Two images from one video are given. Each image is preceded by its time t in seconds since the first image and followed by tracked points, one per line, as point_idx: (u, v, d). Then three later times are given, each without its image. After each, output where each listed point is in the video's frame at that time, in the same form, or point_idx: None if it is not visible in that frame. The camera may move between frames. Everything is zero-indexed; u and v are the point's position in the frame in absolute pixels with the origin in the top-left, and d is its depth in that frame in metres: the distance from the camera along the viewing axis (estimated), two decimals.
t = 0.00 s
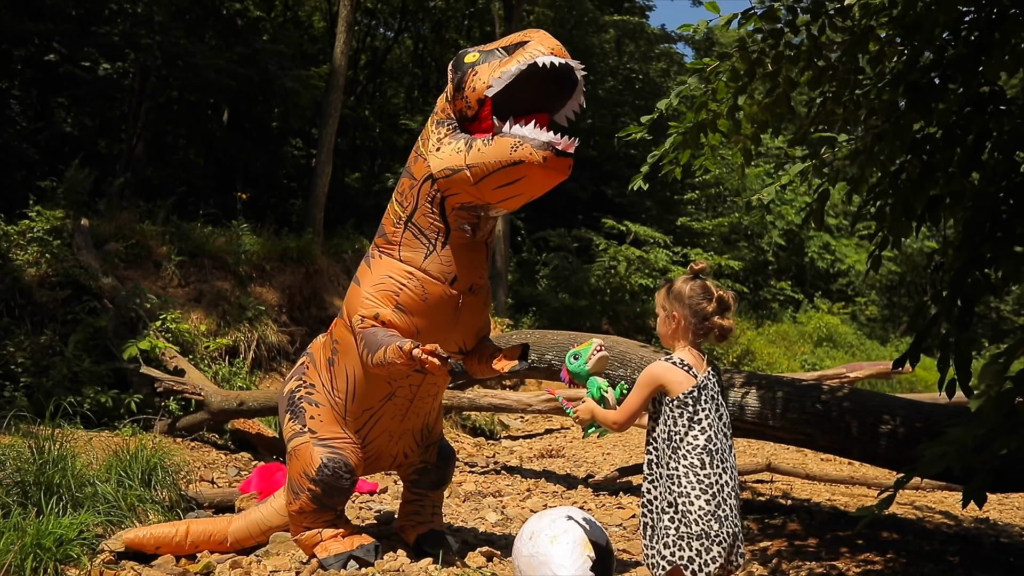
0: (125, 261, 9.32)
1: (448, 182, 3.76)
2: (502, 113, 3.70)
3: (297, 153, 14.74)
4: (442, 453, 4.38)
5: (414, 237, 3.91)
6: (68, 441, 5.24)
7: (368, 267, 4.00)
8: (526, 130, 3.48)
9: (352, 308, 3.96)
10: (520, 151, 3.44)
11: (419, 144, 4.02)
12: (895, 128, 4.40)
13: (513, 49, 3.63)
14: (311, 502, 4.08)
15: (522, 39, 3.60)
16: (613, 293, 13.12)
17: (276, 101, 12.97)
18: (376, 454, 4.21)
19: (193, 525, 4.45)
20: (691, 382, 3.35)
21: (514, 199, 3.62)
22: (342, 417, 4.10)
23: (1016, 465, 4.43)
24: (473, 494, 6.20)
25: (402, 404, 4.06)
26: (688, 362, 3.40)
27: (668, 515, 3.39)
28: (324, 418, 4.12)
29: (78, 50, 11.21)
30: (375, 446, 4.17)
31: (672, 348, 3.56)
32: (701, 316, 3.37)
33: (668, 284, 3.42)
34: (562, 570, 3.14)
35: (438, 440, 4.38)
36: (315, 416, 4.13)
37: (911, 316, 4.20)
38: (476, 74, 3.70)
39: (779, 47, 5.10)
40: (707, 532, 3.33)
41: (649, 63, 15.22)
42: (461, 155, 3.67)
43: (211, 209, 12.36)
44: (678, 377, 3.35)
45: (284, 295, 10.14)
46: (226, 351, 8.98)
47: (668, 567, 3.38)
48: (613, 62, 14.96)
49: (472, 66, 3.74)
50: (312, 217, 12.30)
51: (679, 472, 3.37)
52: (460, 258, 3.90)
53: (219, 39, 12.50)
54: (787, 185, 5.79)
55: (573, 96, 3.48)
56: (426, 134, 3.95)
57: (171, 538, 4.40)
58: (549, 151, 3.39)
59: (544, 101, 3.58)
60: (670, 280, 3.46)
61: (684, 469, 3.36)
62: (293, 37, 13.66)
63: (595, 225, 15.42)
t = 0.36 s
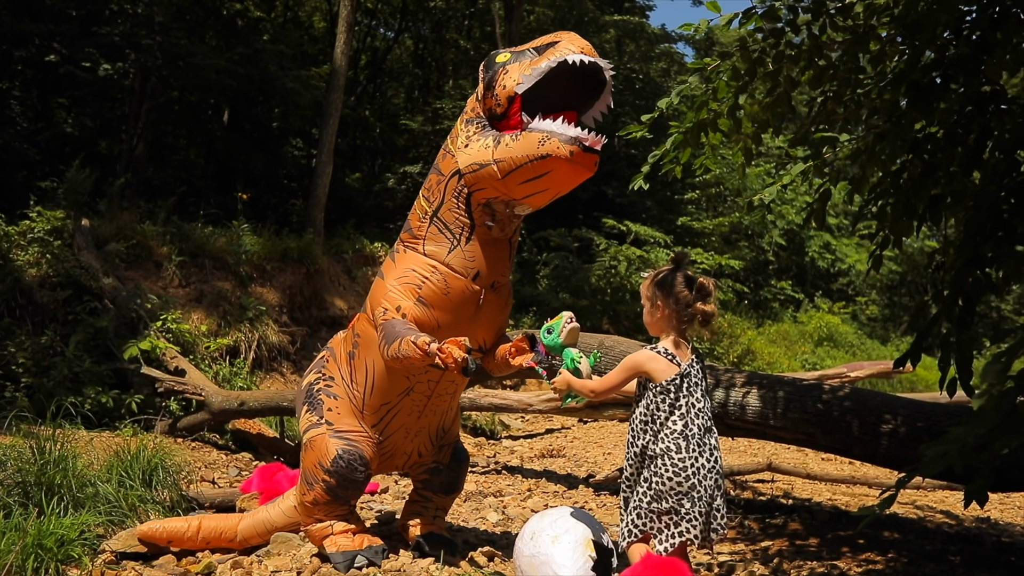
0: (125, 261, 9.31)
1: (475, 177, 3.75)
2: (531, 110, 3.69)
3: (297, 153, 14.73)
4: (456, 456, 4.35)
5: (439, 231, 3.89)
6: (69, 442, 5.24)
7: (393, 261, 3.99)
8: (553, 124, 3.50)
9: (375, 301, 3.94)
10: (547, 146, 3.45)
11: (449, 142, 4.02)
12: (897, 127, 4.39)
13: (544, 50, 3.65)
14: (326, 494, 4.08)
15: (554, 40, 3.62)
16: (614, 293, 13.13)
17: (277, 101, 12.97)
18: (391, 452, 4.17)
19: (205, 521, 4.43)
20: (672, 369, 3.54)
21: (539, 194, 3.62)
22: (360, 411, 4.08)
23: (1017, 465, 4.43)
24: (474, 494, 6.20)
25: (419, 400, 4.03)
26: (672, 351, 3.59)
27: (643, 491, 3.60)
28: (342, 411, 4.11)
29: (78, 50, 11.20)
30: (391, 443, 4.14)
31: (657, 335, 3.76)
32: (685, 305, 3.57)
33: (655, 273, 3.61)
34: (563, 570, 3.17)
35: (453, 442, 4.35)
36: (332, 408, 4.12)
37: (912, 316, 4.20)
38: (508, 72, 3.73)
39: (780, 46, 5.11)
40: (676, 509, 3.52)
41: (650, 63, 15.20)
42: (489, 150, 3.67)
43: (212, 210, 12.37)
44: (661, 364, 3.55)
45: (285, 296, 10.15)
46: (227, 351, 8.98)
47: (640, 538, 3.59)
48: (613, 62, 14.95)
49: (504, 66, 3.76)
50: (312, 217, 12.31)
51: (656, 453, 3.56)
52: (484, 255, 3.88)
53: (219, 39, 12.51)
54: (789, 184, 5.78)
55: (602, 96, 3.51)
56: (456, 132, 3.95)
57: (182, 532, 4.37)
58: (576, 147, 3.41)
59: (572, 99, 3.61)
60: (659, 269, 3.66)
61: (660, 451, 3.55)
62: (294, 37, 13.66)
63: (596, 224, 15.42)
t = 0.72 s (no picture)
0: (126, 264, 9.32)
1: (476, 175, 3.68)
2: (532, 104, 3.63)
3: (299, 156, 14.77)
4: (458, 457, 4.32)
5: (438, 232, 3.81)
6: (69, 444, 5.25)
7: (390, 266, 3.90)
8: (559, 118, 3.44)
9: (375, 307, 3.86)
10: (554, 139, 3.39)
11: (441, 140, 3.93)
12: (897, 132, 4.40)
13: (540, 42, 3.59)
14: (338, 506, 3.99)
15: (549, 32, 3.56)
16: (615, 296, 13.14)
17: (278, 104, 12.98)
18: (396, 456, 4.14)
19: (208, 526, 4.48)
20: (660, 374, 3.42)
21: (544, 189, 3.56)
22: (363, 419, 4.03)
23: (1018, 468, 4.43)
24: (474, 497, 6.19)
25: (423, 403, 3.98)
26: (662, 356, 3.47)
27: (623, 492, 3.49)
28: (345, 420, 4.04)
29: (80, 53, 11.22)
30: (395, 447, 4.10)
31: (648, 339, 3.63)
32: (675, 308, 3.45)
33: (645, 277, 3.51)
34: (562, 573, 3.38)
35: (454, 443, 4.32)
36: (335, 418, 4.04)
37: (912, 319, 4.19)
38: (504, 66, 3.64)
39: (779, 50, 5.12)
40: (651, 510, 3.42)
41: (650, 66, 15.20)
42: (490, 147, 3.61)
43: (213, 212, 12.38)
44: (649, 369, 3.42)
45: (286, 298, 10.16)
46: (227, 354, 8.99)
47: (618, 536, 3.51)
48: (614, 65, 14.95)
49: (498, 60, 3.68)
50: (313, 220, 12.31)
51: (636, 454, 3.46)
52: (485, 254, 3.81)
53: (220, 43, 12.54)
54: (789, 188, 5.79)
55: (601, 85, 3.47)
56: (449, 131, 3.87)
57: (184, 537, 4.41)
58: (584, 139, 3.35)
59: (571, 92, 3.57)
60: (650, 272, 3.54)
61: (640, 452, 3.45)
62: (294, 40, 13.68)
63: (597, 227, 15.43)
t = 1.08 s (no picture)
0: (133, 264, 9.34)
1: (470, 175, 3.61)
2: (525, 97, 3.58)
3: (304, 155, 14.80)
4: (458, 446, 4.27)
5: (434, 233, 3.77)
6: (77, 444, 5.27)
7: (384, 266, 3.86)
8: (559, 119, 3.35)
9: (374, 311, 3.82)
10: (554, 143, 3.30)
11: (429, 132, 3.85)
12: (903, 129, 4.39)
13: (533, 29, 3.53)
14: (341, 511, 3.93)
15: (544, 18, 3.46)
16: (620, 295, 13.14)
17: (283, 104, 13.00)
18: (396, 453, 4.12)
19: (216, 527, 4.49)
20: (638, 374, 3.41)
21: (544, 190, 3.48)
22: (362, 421, 3.98)
23: None
24: (481, 496, 6.20)
25: (425, 403, 3.98)
26: (640, 355, 3.44)
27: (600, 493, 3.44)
28: (344, 424, 3.98)
29: (86, 54, 11.25)
30: (396, 445, 4.08)
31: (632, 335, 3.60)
32: (655, 305, 3.41)
33: (629, 272, 3.45)
34: (569, 571, 3.44)
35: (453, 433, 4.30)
36: (334, 422, 3.98)
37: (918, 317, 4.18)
38: (495, 56, 3.57)
39: (784, 47, 5.10)
40: (630, 510, 3.37)
41: (655, 64, 15.17)
42: (485, 146, 3.52)
43: (219, 212, 12.40)
44: (627, 368, 3.41)
45: (291, 298, 10.18)
46: (234, 354, 9.01)
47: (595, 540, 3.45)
48: (618, 63, 14.92)
49: (489, 48, 3.60)
50: (318, 220, 12.33)
51: (613, 454, 3.43)
52: (482, 252, 3.78)
53: (225, 43, 12.56)
54: (794, 186, 5.78)
55: (599, 77, 3.36)
56: (438, 121, 3.80)
57: (192, 539, 4.43)
58: (585, 143, 3.26)
59: (566, 84, 3.45)
60: (632, 269, 3.49)
61: (618, 453, 3.42)
62: (299, 40, 13.69)
63: (602, 226, 15.43)
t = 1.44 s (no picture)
0: (130, 265, 9.32)
1: (483, 187, 3.61)
2: (547, 111, 3.54)
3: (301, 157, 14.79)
4: (452, 451, 4.27)
5: (441, 242, 3.75)
6: (73, 446, 5.26)
7: (387, 272, 3.84)
8: (583, 139, 3.35)
9: (375, 317, 3.80)
10: (576, 164, 3.32)
11: (442, 138, 3.81)
12: (900, 134, 4.39)
13: (561, 44, 3.45)
14: (336, 515, 3.89)
15: (572, 35, 3.43)
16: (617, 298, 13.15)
17: (281, 106, 12.99)
18: (389, 457, 4.11)
19: (211, 530, 4.47)
20: (626, 377, 3.39)
21: (558, 208, 3.53)
22: (359, 425, 3.96)
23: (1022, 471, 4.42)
24: (477, 499, 6.19)
25: (422, 409, 3.97)
26: (627, 357, 3.42)
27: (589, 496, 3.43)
28: (339, 428, 3.95)
29: (84, 55, 11.25)
30: (390, 449, 4.06)
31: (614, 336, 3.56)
32: (641, 309, 3.37)
33: (614, 275, 3.39)
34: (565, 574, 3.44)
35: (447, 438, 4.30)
36: (330, 425, 3.94)
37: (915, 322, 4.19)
38: (520, 69, 3.50)
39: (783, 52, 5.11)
40: (621, 512, 3.37)
41: (653, 68, 15.17)
42: (503, 160, 3.52)
43: (217, 214, 12.39)
44: (615, 372, 3.38)
45: (289, 300, 10.18)
46: (231, 356, 8.99)
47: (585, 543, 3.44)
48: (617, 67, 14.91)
49: (513, 60, 3.53)
50: (316, 222, 12.33)
51: (602, 458, 3.40)
52: (487, 262, 3.78)
53: (224, 45, 12.56)
54: (791, 190, 5.78)
55: (623, 98, 3.38)
56: (453, 129, 3.76)
57: (188, 541, 4.41)
58: (607, 165, 3.28)
59: (588, 102, 3.45)
60: (616, 270, 3.44)
61: (607, 456, 3.40)
62: (298, 42, 13.70)
63: (600, 229, 15.44)
